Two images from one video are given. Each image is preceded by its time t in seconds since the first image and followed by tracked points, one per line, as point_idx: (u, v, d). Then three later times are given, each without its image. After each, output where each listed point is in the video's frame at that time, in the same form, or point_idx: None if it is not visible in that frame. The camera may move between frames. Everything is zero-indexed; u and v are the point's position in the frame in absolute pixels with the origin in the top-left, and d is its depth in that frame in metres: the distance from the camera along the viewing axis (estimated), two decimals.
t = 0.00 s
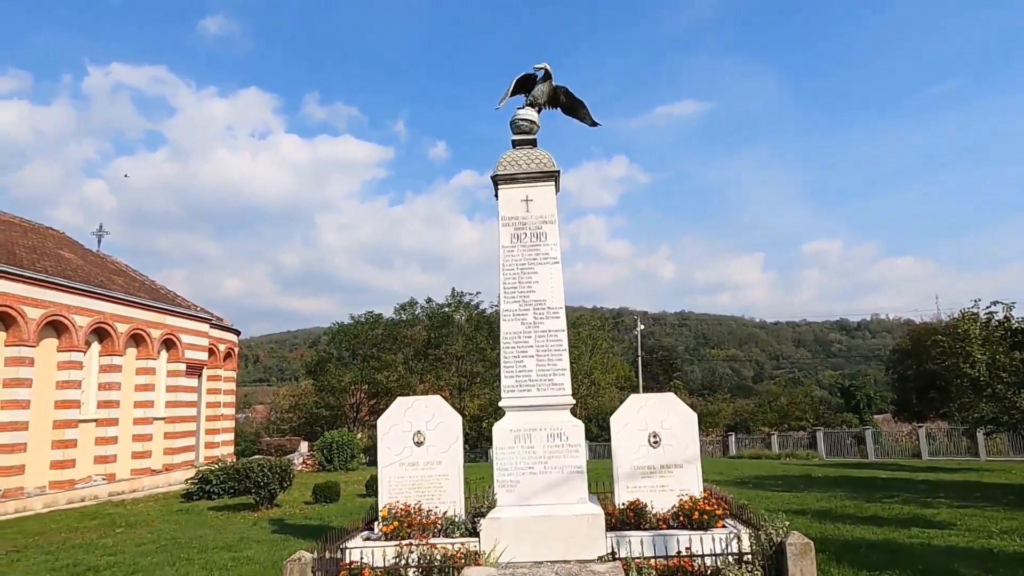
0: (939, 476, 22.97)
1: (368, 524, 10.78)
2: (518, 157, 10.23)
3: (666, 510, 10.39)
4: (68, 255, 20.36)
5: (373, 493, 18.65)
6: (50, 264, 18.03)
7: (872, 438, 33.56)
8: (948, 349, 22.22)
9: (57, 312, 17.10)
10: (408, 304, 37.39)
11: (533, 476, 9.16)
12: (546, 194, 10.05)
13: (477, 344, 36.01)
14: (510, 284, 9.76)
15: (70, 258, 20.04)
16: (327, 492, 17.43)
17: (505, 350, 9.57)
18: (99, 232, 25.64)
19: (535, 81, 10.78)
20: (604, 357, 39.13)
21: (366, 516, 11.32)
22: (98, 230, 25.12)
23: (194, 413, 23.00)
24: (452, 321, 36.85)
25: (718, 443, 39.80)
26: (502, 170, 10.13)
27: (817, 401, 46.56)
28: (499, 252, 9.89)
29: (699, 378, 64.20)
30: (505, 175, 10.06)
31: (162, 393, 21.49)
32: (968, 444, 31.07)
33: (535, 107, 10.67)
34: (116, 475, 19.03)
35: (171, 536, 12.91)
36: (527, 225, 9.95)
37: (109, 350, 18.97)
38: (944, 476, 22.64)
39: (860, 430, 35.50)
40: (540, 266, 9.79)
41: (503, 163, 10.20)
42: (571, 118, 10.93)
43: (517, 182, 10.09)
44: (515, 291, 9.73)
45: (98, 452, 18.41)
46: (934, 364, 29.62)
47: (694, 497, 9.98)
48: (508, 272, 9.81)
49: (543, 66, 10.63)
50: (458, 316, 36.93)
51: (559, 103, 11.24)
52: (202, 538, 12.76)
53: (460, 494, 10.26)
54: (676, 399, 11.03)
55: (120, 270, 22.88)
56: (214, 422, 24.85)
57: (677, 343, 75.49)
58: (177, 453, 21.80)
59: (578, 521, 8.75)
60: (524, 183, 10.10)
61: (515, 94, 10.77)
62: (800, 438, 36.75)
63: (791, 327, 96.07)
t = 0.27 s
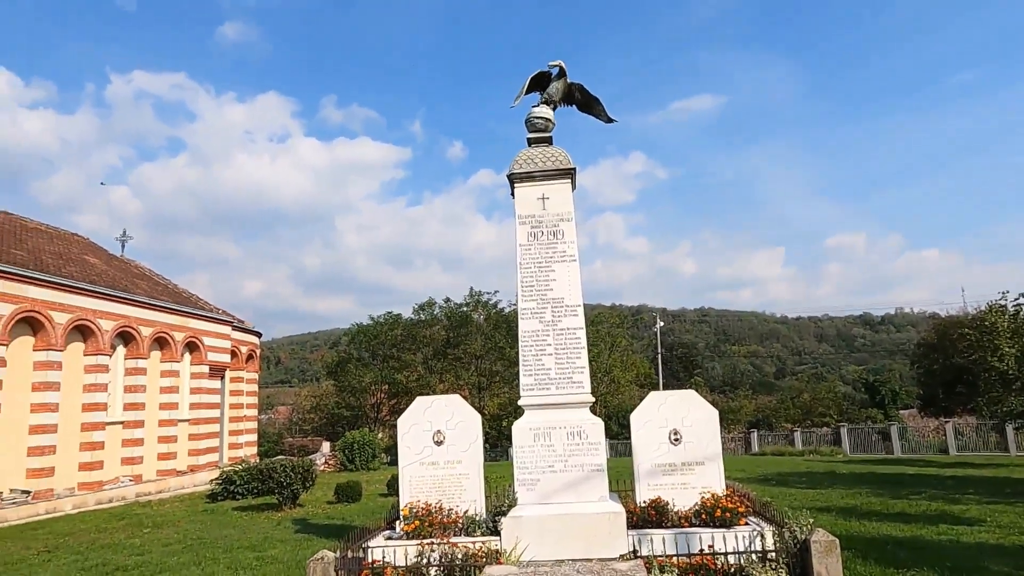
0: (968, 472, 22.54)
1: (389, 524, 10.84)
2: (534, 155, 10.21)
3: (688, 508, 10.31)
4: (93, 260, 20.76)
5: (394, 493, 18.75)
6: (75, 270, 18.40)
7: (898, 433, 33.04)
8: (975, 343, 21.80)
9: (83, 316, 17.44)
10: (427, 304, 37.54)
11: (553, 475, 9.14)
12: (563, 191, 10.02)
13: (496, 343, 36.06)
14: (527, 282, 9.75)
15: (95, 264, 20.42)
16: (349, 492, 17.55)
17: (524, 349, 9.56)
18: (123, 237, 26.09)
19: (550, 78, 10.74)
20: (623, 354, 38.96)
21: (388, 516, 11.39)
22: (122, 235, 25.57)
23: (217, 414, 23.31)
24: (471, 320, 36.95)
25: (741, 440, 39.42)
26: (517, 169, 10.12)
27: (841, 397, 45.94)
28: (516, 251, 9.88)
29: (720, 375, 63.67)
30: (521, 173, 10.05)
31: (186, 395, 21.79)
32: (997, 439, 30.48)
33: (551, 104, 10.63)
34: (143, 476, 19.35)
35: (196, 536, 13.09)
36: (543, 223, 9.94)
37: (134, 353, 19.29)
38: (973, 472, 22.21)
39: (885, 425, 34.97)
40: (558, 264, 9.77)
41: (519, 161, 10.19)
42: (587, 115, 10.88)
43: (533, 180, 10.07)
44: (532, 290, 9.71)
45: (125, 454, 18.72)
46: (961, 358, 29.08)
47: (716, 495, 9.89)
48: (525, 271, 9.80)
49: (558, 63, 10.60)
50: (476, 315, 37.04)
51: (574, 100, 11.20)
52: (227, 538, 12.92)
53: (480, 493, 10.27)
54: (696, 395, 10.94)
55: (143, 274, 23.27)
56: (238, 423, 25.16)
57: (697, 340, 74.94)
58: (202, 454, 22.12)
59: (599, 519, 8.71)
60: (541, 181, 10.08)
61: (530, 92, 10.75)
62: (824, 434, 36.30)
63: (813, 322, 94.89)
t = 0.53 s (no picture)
0: (1002, 472, 22.00)
1: (413, 526, 10.90)
2: (553, 156, 10.21)
3: (714, 509, 10.21)
4: (121, 268, 21.20)
5: (418, 495, 18.84)
6: (104, 277, 18.80)
7: (928, 433, 32.37)
8: (1006, 340, 21.31)
9: (112, 322, 17.80)
10: (448, 306, 37.72)
11: (577, 476, 9.11)
12: (582, 192, 10.00)
13: (517, 345, 36.13)
14: (548, 284, 9.73)
15: (123, 271, 20.85)
16: (373, 494, 17.67)
17: (545, 350, 9.55)
18: (150, 244, 26.58)
19: (568, 80, 10.73)
20: (645, 355, 38.74)
21: (411, 518, 11.45)
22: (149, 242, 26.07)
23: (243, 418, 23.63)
24: (492, 322, 37.11)
25: (766, 440, 38.93)
26: (536, 170, 10.12)
27: (869, 396, 45.16)
28: (537, 252, 9.88)
29: (744, 375, 62.96)
30: (540, 175, 10.05)
31: (213, 399, 22.12)
32: None
33: (569, 105, 10.63)
34: (171, 479, 19.68)
35: (224, 538, 13.27)
36: (563, 224, 9.92)
37: (162, 358, 19.65)
38: (1007, 472, 21.68)
39: (915, 425, 34.29)
40: (578, 265, 9.74)
41: (538, 162, 10.18)
42: (605, 115, 10.85)
43: (552, 181, 10.07)
44: (553, 291, 9.70)
45: (154, 458, 19.05)
46: (992, 356, 28.43)
47: (741, 496, 9.77)
48: (546, 272, 9.79)
49: (576, 64, 10.57)
50: (497, 317, 37.25)
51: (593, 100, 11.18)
52: (253, 540, 13.09)
53: (503, 495, 10.27)
54: (720, 396, 10.83)
55: (170, 281, 23.70)
56: (263, 427, 25.48)
57: (720, 339, 74.23)
58: (229, 457, 22.43)
59: (624, 521, 8.66)
60: (560, 182, 10.07)
61: (548, 93, 10.75)
62: (852, 434, 35.71)
63: (839, 320, 93.48)
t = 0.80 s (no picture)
0: None
1: (443, 531, 10.94)
2: (576, 160, 10.20)
3: (745, 513, 10.07)
4: (154, 279, 21.70)
5: (446, 500, 18.90)
6: (138, 289, 19.26)
7: (967, 434, 31.51)
8: None
9: (146, 333, 18.21)
10: (473, 312, 37.80)
11: (605, 481, 9.06)
12: (606, 195, 9.97)
13: (544, 350, 36.03)
14: (573, 288, 9.72)
15: (156, 282, 21.34)
16: (402, 500, 17.76)
17: (571, 354, 9.52)
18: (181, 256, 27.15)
19: (589, 83, 10.73)
20: (672, 357, 38.41)
21: (440, 523, 11.49)
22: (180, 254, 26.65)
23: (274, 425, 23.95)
24: (518, 326, 37.08)
25: (798, 443, 38.25)
26: (560, 174, 10.12)
27: (904, 397, 44.13)
28: (561, 256, 9.87)
29: (774, 377, 61.99)
30: (563, 178, 10.05)
31: (244, 406, 22.47)
32: None
33: (591, 108, 10.62)
34: (205, 486, 20.02)
35: (257, 544, 13.45)
36: (587, 227, 9.90)
37: (194, 367, 20.04)
38: None
39: (953, 426, 33.41)
40: (603, 268, 9.71)
41: (561, 166, 10.19)
42: (628, 117, 10.81)
43: (576, 184, 10.05)
44: (578, 295, 9.68)
45: (188, 465, 19.39)
46: None
47: (774, 500, 9.62)
48: (571, 276, 9.78)
49: (598, 66, 10.57)
50: (523, 322, 37.20)
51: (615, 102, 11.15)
52: (285, 545, 13.24)
53: (532, 499, 10.25)
54: (750, 398, 10.67)
55: (201, 291, 24.19)
56: (293, 433, 25.80)
57: (749, 340, 73.23)
58: (260, 464, 22.76)
59: (656, 525, 8.59)
60: (583, 185, 10.05)
61: (570, 97, 10.76)
62: (887, 435, 34.93)
63: (871, 320, 91.61)
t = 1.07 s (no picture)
0: None
1: (479, 537, 10.95)
2: (605, 163, 10.17)
3: (786, 518, 9.85)
4: (193, 291, 22.26)
5: (481, 506, 18.92)
6: (178, 301, 19.78)
7: (1018, 436, 30.36)
8: None
9: (186, 343, 18.68)
10: (504, 317, 37.77)
11: (642, 486, 8.96)
12: (635, 198, 9.91)
13: (576, 355, 35.84)
14: (604, 292, 9.67)
15: (195, 294, 21.89)
16: (438, 506, 17.83)
17: (604, 359, 9.47)
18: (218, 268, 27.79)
19: (617, 86, 10.69)
20: (707, 360, 37.89)
21: (477, 530, 11.50)
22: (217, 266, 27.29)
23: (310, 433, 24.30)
24: (549, 331, 37.00)
25: (839, 446, 37.32)
26: (589, 178, 10.09)
27: (950, 397, 42.76)
28: (592, 260, 9.83)
29: (813, 378, 60.64)
30: (592, 183, 10.02)
31: (281, 415, 22.85)
32: None
33: (619, 111, 10.58)
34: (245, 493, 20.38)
35: (295, 551, 13.63)
36: (618, 231, 9.85)
37: (232, 377, 20.47)
38: None
39: (1002, 427, 32.23)
40: (634, 271, 9.65)
41: (589, 170, 10.16)
42: (656, 119, 10.74)
43: (605, 188, 10.01)
44: (610, 299, 9.63)
45: (228, 473, 19.77)
46: None
47: (815, 505, 9.40)
48: (602, 280, 9.73)
49: (625, 69, 10.53)
50: (554, 327, 37.12)
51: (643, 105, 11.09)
52: (323, 552, 13.39)
53: (568, 505, 10.20)
54: (788, 400, 10.46)
55: (238, 301, 24.73)
56: (329, 441, 26.14)
57: (785, 342, 71.82)
58: (297, 471, 23.09)
59: (695, 531, 8.46)
60: (612, 188, 10.01)
61: (597, 101, 10.73)
62: (932, 438, 33.88)
63: (913, 318, 89.07)
